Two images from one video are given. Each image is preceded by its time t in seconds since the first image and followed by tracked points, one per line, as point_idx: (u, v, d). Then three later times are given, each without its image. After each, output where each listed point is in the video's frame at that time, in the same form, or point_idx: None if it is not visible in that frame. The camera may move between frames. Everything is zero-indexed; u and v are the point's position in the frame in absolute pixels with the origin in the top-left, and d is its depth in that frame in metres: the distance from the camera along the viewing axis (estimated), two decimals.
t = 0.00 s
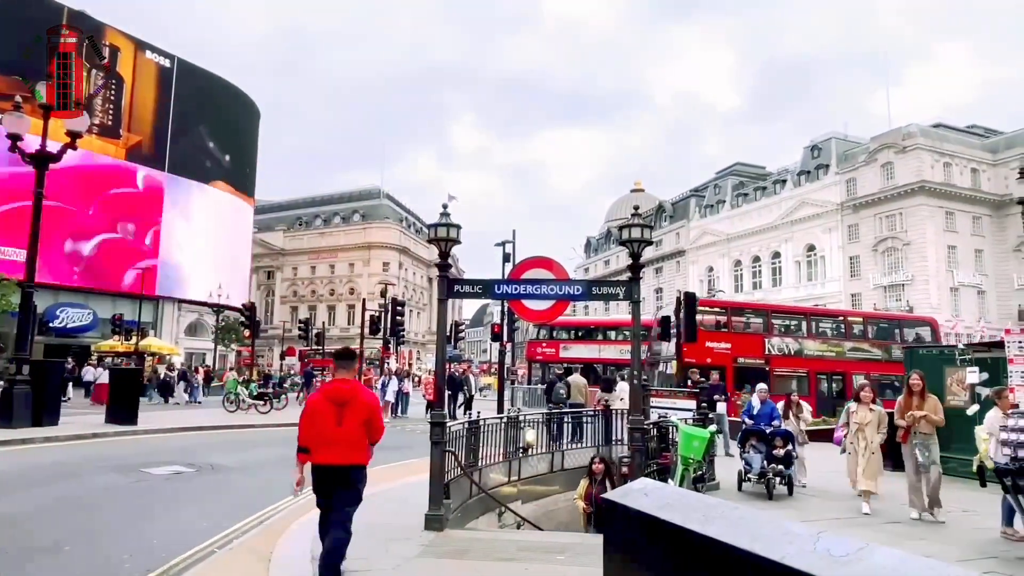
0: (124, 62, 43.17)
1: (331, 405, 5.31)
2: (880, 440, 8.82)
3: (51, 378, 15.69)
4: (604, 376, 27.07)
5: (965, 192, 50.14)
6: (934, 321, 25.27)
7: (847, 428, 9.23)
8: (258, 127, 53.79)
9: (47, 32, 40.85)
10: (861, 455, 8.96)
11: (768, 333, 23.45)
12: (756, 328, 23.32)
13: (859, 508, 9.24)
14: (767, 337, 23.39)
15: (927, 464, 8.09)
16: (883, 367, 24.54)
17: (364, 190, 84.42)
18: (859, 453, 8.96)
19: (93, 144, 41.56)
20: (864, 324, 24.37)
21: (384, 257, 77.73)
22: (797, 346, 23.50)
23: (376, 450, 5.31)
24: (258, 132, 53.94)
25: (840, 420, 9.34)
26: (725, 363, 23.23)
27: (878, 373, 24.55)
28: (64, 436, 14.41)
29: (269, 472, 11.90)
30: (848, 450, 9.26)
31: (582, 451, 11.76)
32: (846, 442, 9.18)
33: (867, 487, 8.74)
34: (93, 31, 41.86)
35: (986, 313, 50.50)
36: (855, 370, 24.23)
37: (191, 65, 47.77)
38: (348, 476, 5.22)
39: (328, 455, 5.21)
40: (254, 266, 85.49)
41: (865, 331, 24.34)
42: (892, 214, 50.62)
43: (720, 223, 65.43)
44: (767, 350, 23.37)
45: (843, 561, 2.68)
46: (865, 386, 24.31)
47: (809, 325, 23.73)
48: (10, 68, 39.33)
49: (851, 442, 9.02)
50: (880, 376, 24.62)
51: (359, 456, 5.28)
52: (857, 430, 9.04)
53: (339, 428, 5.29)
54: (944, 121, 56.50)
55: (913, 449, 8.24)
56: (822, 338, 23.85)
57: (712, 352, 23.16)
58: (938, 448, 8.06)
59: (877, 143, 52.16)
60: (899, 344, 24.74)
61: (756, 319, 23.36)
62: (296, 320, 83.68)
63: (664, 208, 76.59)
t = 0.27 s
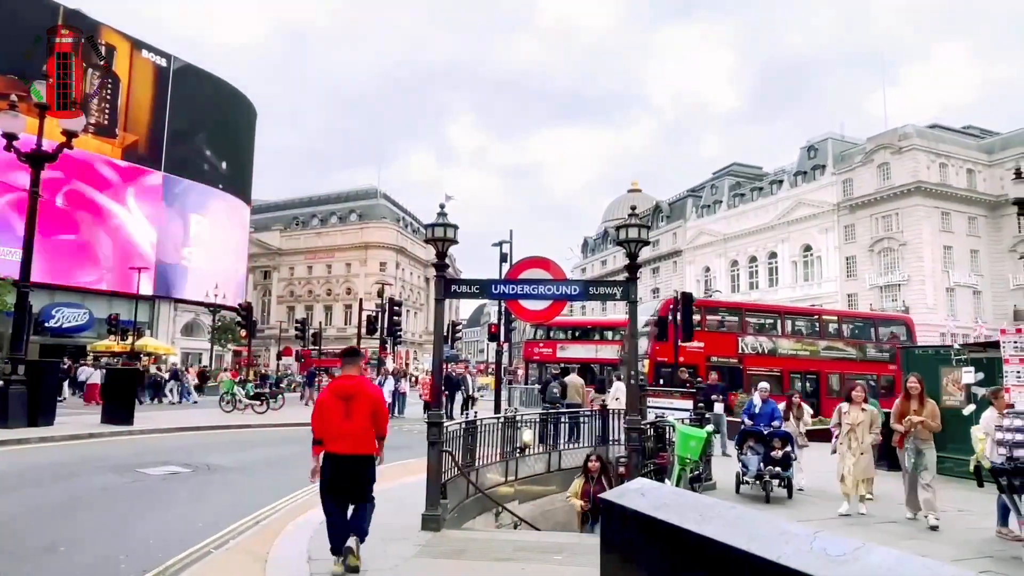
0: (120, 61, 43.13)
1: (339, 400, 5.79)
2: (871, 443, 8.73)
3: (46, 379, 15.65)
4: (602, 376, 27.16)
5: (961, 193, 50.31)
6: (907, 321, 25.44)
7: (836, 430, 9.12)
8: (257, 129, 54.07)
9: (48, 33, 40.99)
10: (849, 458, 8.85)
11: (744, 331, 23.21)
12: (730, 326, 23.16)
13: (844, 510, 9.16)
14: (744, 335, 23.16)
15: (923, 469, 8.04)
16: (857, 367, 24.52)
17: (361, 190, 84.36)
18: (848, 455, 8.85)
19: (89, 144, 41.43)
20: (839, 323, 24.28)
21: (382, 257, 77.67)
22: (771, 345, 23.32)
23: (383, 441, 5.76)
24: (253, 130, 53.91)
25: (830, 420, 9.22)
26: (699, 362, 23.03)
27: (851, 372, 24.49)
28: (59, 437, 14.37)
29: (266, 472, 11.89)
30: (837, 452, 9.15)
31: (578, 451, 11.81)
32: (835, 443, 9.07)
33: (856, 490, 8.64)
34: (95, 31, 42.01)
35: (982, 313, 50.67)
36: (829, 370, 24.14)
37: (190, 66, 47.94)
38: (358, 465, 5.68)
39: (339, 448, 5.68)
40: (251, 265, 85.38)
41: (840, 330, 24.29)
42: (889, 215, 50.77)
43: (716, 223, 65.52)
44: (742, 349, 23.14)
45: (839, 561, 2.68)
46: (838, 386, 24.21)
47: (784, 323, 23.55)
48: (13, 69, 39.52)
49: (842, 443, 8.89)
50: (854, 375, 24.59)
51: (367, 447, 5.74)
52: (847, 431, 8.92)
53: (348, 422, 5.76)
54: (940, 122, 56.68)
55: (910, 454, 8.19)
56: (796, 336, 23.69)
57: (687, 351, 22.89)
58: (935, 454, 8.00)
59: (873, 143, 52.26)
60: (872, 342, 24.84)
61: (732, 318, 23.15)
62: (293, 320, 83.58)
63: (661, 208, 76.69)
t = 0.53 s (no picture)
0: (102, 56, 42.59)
1: (337, 400, 6.33)
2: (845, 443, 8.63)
3: (25, 379, 15.41)
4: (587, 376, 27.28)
5: (941, 196, 50.97)
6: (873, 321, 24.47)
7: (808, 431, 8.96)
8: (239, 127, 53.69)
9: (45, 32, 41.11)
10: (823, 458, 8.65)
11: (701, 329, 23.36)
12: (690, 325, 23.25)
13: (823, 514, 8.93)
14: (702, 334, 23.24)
15: (909, 464, 8.06)
16: (818, 367, 23.69)
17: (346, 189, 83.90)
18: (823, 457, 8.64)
19: (70, 141, 40.85)
20: (798, 321, 23.67)
21: (367, 257, 77.25)
22: (731, 344, 23.22)
23: (377, 439, 6.32)
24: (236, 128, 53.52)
25: (801, 422, 9.05)
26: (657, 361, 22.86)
27: (813, 372, 23.69)
28: (39, 438, 14.16)
29: (249, 473, 11.80)
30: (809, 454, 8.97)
31: (563, 451, 11.82)
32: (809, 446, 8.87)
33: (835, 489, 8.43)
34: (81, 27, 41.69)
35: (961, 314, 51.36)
36: (789, 370, 23.54)
37: (172, 63, 47.63)
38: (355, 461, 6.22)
39: (337, 444, 6.20)
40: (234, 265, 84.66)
41: (799, 328, 23.72)
42: (870, 217, 50.85)
43: (701, 224, 65.92)
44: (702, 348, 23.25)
45: (822, 559, 2.71)
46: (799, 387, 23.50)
47: (740, 321, 23.38)
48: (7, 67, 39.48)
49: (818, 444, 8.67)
50: (817, 375, 23.73)
51: (363, 442, 6.32)
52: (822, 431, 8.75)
53: (345, 420, 6.30)
54: (921, 126, 57.45)
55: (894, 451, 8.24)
56: (756, 335, 23.41)
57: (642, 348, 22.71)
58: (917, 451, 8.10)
59: (855, 146, 52.82)
60: (834, 341, 23.90)
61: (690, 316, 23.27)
62: (277, 320, 82.98)
63: (646, 209, 77.04)
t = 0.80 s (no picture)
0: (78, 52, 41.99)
1: (329, 394, 6.81)
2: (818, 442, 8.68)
3: None
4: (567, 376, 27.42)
5: (915, 200, 51.91)
6: (825, 319, 25.12)
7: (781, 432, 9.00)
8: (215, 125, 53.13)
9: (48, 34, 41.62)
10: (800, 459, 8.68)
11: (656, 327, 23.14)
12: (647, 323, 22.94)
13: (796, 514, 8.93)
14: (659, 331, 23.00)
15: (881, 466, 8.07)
16: (772, 365, 24.04)
17: (325, 187, 83.26)
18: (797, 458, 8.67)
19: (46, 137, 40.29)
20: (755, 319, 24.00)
21: (347, 256, 76.69)
22: (686, 343, 23.26)
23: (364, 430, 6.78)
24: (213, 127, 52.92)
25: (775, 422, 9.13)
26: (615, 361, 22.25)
27: (768, 371, 24.04)
28: (8, 440, 13.85)
29: (227, 475, 11.67)
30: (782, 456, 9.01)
31: (542, 451, 11.83)
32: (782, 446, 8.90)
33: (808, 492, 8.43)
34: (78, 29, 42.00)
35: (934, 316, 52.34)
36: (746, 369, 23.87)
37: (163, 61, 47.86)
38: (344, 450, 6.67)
39: (328, 435, 6.67)
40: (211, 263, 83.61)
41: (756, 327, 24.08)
42: (846, 219, 52.08)
43: (680, 225, 66.44)
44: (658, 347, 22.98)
45: (798, 558, 2.74)
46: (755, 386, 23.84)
47: (696, 320, 23.51)
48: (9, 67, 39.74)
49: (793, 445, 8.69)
50: (773, 373, 24.08)
51: (351, 434, 6.78)
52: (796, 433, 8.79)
53: (335, 412, 6.80)
54: (896, 131, 58.49)
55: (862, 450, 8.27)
56: (712, 334, 23.58)
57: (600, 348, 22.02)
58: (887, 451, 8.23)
59: (832, 150, 53.64)
60: (788, 339, 24.42)
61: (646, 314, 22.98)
62: (254, 320, 82.07)
63: (627, 210, 77.48)
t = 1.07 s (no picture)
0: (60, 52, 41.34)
1: (312, 398, 7.08)
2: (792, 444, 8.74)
3: None
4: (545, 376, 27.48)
5: (888, 203, 52.84)
6: (780, 319, 25.52)
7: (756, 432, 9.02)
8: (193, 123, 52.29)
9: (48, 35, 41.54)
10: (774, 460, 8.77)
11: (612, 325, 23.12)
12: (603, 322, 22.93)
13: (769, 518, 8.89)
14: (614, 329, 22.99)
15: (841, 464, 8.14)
16: (727, 364, 24.31)
17: (304, 186, 82.52)
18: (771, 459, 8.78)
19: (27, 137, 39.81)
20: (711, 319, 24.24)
21: (325, 255, 76.02)
22: (643, 342, 23.24)
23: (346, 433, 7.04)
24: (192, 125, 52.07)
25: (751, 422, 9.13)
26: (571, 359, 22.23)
27: (724, 370, 24.30)
28: None
29: (204, 476, 11.53)
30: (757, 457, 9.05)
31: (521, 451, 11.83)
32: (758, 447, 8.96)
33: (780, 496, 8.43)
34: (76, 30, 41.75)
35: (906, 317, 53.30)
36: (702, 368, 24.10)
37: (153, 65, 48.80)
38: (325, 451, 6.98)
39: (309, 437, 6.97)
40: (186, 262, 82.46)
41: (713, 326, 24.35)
42: (821, 222, 52.87)
43: (659, 227, 66.91)
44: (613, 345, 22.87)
45: (776, 556, 2.77)
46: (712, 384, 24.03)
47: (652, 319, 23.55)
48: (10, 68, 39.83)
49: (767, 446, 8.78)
50: (729, 372, 24.32)
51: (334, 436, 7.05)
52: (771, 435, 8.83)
53: (320, 415, 7.07)
54: (870, 135, 59.43)
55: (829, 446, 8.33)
56: (669, 333, 23.67)
57: (555, 346, 22.11)
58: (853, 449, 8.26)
59: (808, 154, 54.41)
60: (743, 338, 24.74)
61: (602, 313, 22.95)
62: (231, 319, 81.06)
63: (607, 211, 77.86)
